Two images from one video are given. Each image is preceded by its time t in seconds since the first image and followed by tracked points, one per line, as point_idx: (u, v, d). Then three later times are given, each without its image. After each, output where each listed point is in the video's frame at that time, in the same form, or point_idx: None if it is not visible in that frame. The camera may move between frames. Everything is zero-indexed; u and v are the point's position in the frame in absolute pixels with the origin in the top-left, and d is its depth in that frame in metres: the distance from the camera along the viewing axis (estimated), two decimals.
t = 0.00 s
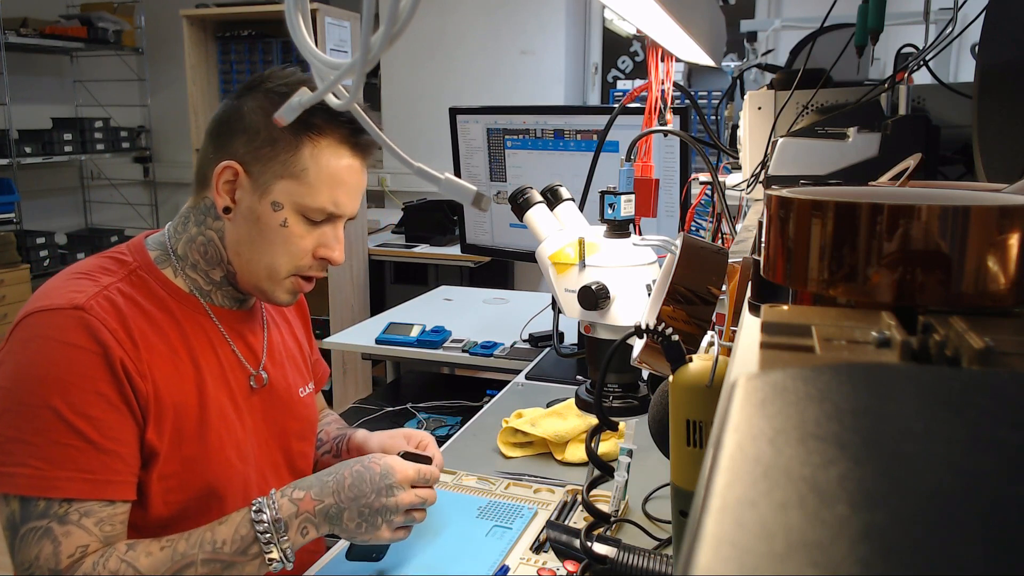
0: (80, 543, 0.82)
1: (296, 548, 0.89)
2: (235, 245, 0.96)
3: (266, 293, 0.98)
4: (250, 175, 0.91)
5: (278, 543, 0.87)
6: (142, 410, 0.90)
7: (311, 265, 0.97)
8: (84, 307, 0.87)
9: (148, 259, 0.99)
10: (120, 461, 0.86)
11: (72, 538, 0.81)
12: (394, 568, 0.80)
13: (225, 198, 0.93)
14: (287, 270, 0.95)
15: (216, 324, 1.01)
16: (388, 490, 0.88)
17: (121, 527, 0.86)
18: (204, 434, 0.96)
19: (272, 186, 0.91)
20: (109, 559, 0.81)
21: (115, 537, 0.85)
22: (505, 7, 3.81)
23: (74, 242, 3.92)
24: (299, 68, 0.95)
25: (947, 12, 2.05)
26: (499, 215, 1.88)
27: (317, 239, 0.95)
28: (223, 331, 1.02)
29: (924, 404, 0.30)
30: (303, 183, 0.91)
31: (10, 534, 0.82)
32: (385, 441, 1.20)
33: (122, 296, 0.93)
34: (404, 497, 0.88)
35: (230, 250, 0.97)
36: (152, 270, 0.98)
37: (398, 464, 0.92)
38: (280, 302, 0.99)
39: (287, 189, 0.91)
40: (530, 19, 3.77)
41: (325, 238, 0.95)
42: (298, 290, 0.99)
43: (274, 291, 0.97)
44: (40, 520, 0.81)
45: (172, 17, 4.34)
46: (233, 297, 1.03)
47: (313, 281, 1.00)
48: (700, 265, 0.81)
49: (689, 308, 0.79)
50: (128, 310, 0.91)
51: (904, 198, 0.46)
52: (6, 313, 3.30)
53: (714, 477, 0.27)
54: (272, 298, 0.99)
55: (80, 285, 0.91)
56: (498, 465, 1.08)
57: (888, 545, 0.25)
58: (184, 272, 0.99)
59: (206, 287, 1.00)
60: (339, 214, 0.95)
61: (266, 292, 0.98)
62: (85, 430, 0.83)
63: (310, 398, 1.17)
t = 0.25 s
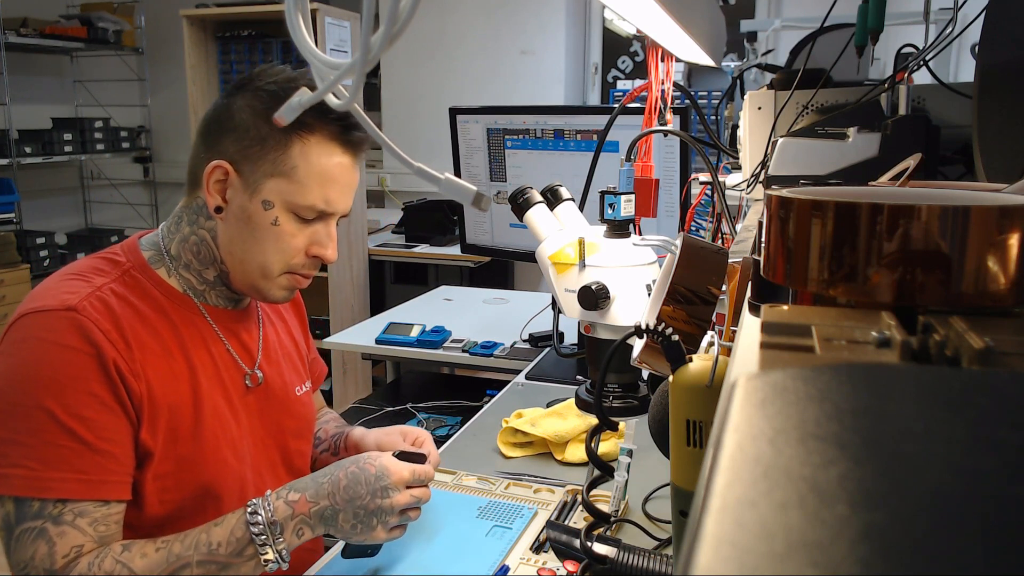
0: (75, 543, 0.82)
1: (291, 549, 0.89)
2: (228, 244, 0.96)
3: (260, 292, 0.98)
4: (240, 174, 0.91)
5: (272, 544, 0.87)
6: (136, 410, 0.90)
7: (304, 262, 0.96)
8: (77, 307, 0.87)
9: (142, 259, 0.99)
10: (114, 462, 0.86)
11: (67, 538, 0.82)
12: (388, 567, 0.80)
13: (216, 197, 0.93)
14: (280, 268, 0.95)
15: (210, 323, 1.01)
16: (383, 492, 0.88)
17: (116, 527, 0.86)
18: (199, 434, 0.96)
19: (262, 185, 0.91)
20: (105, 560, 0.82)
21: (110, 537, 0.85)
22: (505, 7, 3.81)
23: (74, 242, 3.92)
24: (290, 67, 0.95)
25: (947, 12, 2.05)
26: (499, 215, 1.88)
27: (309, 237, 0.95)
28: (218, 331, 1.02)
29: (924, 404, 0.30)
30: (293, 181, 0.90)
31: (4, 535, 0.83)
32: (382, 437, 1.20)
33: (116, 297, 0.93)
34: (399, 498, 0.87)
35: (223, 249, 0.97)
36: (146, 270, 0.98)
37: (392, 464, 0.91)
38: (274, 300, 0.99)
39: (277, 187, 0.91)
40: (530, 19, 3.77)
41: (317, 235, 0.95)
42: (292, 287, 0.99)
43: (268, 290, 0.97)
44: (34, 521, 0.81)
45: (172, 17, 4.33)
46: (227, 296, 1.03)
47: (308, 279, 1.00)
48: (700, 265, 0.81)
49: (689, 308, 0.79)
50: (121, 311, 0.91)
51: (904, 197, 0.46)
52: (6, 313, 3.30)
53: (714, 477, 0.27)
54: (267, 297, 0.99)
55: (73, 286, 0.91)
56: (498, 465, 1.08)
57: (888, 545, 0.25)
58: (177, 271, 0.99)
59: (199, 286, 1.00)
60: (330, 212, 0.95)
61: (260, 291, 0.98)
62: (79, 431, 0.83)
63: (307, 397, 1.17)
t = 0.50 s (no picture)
0: (72, 543, 0.82)
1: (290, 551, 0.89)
2: (223, 244, 0.96)
3: (256, 291, 0.98)
4: (233, 173, 0.91)
5: (270, 548, 0.87)
6: (133, 410, 0.90)
7: (299, 260, 0.96)
8: (73, 308, 0.87)
9: (138, 259, 0.99)
10: (111, 462, 0.86)
11: (64, 539, 0.82)
12: (385, 566, 0.80)
13: (210, 196, 0.93)
14: (275, 266, 0.95)
15: (207, 323, 1.01)
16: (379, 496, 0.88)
17: (113, 527, 0.86)
18: (196, 434, 0.96)
19: (255, 182, 0.91)
20: (102, 561, 0.82)
21: (108, 537, 0.85)
22: (505, 7, 3.81)
23: (74, 242, 3.92)
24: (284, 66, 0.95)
25: (947, 12, 2.05)
26: (499, 215, 1.88)
27: (303, 234, 0.95)
28: (214, 331, 1.02)
29: (924, 405, 0.30)
30: (287, 179, 0.91)
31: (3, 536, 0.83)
32: (381, 434, 1.20)
33: (113, 297, 0.93)
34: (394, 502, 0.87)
35: (219, 248, 0.97)
36: (143, 270, 0.98)
37: (388, 467, 0.90)
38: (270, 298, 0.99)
39: (269, 185, 0.91)
40: (530, 19, 3.77)
41: (311, 233, 0.95)
42: (288, 285, 0.98)
43: (263, 288, 0.97)
44: (32, 521, 0.81)
45: (172, 17, 4.33)
46: (224, 296, 1.03)
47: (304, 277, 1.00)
48: (700, 265, 0.81)
49: (689, 308, 0.79)
50: (118, 311, 0.91)
51: (904, 197, 0.46)
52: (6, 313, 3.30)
53: (713, 477, 0.27)
54: (263, 296, 0.99)
55: (70, 286, 0.91)
56: (497, 465, 1.08)
57: (888, 545, 0.25)
58: (174, 271, 0.99)
59: (195, 286, 1.00)
60: (324, 209, 0.95)
61: (256, 289, 0.98)
62: (75, 431, 0.83)
63: (304, 396, 1.17)
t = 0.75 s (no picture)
0: (73, 543, 0.82)
1: (291, 552, 0.89)
2: (223, 243, 0.96)
3: (256, 290, 0.98)
4: (233, 172, 0.91)
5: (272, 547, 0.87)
6: (133, 410, 0.90)
7: (298, 259, 0.96)
8: (73, 308, 0.87)
9: (138, 259, 0.99)
10: (112, 462, 0.86)
11: (64, 538, 0.82)
12: (386, 566, 0.80)
13: (210, 195, 0.93)
14: (274, 266, 0.95)
15: (207, 323, 1.01)
16: (380, 499, 0.88)
17: (113, 527, 0.86)
18: (196, 434, 0.96)
19: (255, 182, 0.91)
20: (103, 561, 0.82)
21: (108, 537, 0.85)
22: (505, 7, 3.81)
23: (74, 243, 3.92)
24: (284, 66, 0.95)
25: (947, 12, 2.05)
26: (499, 215, 1.88)
27: (303, 234, 0.95)
28: (214, 331, 1.02)
29: (924, 405, 0.30)
30: (286, 178, 0.91)
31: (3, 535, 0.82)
32: (381, 433, 1.20)
33: (113, 297, 0.93)
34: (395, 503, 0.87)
35: (218, 248, 0.97)
36: (142, 270, 0.98)
37: (389, 468, 0.91)
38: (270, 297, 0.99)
39: (269, 184, 0.91)
40: (530, 19, 3.77)
41: (311, 233, 0.95)
42: (288, 285, 0.99)
43: (263, 288, 0.97)
44: (32, 520, 0.81)
45: (172, 17, 4.34)
46: (224, 295, 1.03)
47: (304, 276, 1.00)
48: (700, 265, 0.81)
49: (689, 308, 0.79)
50: (118, 311, 0.91)
51: (904, 198, 0.46)
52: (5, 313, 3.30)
53: (714, 477, 0.27)
54: (263, 295, 0.99)
55: (70, 286, 0.91)
56: (498, 465, 1.08)
57: (888, 545, 0.25)
58: (173, 271, 0.99)
59: (195, 285, 0.99)
60: (323, 208, 0.95)
61: (256, 289, 0.98)
62: (76, 431, 0.83)
63: (304, 396, 1.17)
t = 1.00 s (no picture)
0: (75, 542, 0.82)
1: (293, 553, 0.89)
2: (227, 243, 0.96)
3: (259, 290, 0.98)
4: (237, 172, 0.91)
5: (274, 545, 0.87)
6: (135, 409, 0.90)
7: (301, 259, 0.96)
8: (76, 307, 0.87)
9: (140, 259, 0.98)
10: (115, 461, 0.86)
11: (67, 537, 0.81)
12: (388, 566, 0.80)
13: (213, 195, 0.93)
14: (278, 266, 0.95)
15: (208, 323, 1.01)
16: (383, 498, 0.88)
17: (115, 526, 0.86)
18: (198, 433, 0.96)
19: (258, 182, 0.91)
20: (105, 560, 0.82)
21: (110, 536, 0.85)
22: (505, 7, 3.81)
23: (74, 243, 3.92)
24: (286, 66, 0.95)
25: (947, 12, 2.05)
26: (499, 215, 1.88)
27: (306, 234, 0.95)
28: (216, 330, 1.02)
29: (924, 404, 0.30)
30: (289, 178, 0.91)
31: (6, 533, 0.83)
32: (382, 434, 1.20)
33: (115, 297, 0.93)
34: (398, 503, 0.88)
35: (221, 247, 0.97)
36: (145, 269, 0.98)
37: (391, 468, 0.91)
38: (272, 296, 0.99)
39: (273, 184, 0.91)
40: (530, 19, 3.77)
41: (313, 232, 0.95)
42: (291, 284, 0.99)
43: (267, 288, 0.97)
44: (34, 519, 0.81)
45: (173, 17, 4.34)
46: (226, 295, 1.03)
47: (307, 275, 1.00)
48: (700, 265, 0.81)
49: (689, 308, 0.79)
50: (120, 310, 0.91)
51: (903, 198, 0.46)
52: (5, 313, 3.31)
53: (714, 477, 0.27)
54: (266, 295, 0.99)
55: (72, 286, 0.91)
56: (498, 465, 1.08)
57: (887, 545, 0.25)
58: (175, 271, 0.99)
59: (197, 285, 0.99)
60: (326, 209, 0.95)
61: (258, 289, 0.98)
62: (79, 430, 0.83)
63: (305, 396, 1.17)
